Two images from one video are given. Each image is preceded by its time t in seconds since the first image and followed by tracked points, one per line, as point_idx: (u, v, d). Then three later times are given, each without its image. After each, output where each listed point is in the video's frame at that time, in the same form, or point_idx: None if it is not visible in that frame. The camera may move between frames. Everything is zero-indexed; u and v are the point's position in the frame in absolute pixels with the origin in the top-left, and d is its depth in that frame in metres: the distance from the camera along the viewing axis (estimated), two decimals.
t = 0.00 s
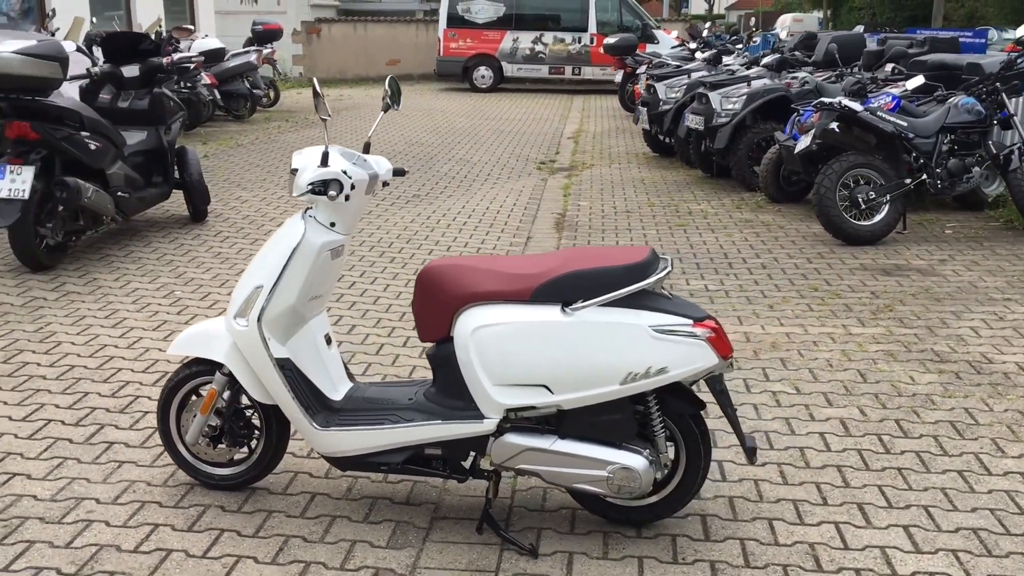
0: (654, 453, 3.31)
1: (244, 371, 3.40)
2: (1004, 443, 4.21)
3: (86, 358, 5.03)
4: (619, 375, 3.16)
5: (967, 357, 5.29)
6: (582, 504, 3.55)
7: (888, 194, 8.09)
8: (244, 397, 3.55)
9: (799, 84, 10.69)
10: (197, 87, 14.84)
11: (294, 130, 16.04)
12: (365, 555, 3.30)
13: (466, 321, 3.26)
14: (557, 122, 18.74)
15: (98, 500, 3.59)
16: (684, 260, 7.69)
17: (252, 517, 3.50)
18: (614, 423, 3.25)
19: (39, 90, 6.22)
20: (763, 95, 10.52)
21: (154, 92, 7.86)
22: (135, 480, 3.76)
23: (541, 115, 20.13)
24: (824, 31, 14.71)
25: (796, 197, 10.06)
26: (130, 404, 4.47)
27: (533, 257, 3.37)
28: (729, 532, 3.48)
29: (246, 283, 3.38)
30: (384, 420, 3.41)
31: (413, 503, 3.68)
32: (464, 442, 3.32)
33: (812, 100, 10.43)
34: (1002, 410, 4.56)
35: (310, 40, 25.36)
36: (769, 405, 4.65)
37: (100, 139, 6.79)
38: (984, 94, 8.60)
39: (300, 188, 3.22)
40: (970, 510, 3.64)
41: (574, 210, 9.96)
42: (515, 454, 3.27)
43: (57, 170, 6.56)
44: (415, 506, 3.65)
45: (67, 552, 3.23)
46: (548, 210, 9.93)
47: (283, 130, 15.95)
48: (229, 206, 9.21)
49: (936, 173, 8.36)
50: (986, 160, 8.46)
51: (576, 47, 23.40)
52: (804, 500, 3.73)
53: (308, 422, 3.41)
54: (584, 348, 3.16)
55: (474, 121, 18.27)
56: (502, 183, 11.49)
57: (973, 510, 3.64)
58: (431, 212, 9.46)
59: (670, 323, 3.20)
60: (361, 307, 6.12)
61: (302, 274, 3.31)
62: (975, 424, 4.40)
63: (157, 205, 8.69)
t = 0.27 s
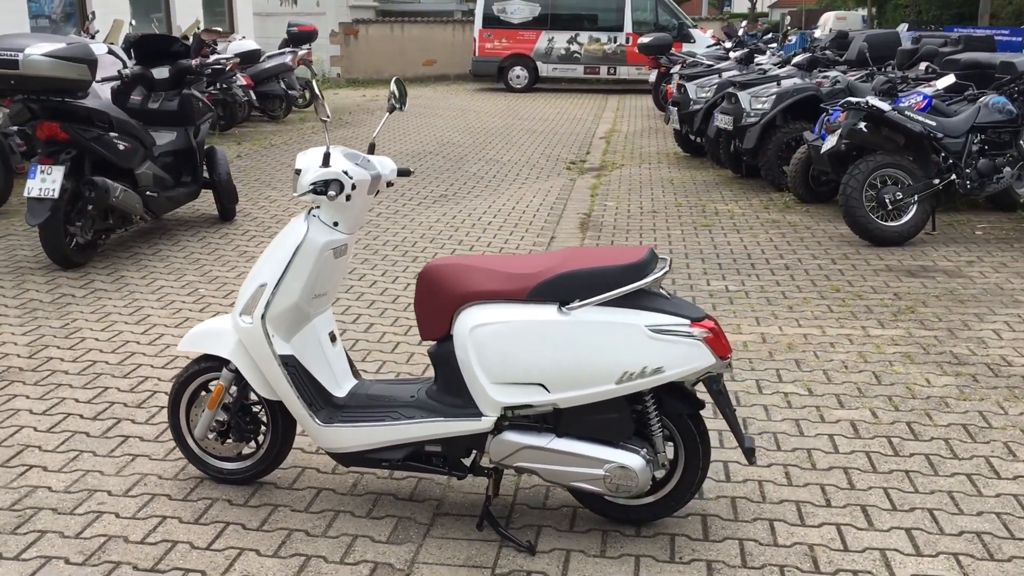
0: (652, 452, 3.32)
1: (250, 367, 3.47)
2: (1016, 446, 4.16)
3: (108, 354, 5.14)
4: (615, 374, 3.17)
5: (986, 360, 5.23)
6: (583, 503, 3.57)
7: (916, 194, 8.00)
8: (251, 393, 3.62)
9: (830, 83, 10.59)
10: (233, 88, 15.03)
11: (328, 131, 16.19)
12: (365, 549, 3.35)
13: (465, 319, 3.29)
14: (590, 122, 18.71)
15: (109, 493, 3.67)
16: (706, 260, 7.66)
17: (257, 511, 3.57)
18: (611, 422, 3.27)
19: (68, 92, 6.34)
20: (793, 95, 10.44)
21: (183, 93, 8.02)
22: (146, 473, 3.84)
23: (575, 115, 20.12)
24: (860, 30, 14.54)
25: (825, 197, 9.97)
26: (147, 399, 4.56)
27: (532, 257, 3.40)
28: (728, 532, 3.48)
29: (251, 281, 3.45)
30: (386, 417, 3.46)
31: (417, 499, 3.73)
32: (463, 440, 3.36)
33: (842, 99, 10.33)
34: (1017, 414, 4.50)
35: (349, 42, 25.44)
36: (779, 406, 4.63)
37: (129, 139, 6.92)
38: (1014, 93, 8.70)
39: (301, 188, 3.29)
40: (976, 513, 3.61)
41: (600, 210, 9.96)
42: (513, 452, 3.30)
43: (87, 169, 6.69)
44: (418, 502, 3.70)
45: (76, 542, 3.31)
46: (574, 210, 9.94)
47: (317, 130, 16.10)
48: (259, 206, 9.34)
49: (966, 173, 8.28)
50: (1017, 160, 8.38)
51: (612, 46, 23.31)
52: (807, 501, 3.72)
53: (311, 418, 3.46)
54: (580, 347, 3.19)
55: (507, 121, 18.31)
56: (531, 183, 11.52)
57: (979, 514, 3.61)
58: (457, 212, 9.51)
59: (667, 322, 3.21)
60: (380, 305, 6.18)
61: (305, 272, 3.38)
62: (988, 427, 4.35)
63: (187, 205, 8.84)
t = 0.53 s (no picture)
0: (644, 451, 3.31)
1: (246, 364, 3.50)
2: (1019, 448, 4.11)
3: (116, 350, 5.20)
4: (607, 373, 3.17)
5: (995, 360, 5.17)
6: (577, 501, 3.57)
7: (931, 193, 7.93)
8: (249, 390, 3.66)
9: (848, 80, 10.50)
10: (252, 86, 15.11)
11: (348, 128, 16.26)
12: (359, 546, 3.37)
13: (458, 318, 3.30)
14: (610, 120, 18.66)
15: (109, 488, 3.72)
16: (717, 259, 7.64)
17: (254, 507, 3.60)
18: (603, 421, 3.26)
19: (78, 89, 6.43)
20: (810, 92, 10.37)
21: (197, 92, 8.03)
22: (147, 469, 3.89)
23: (596, 112, 20.06)
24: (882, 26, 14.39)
25: (842, 195, 9.90)
26: (152, 395, 4.62)
27: (526, 256, 3.41)
28: (723, 532, 3.47)
29: (247, 279, 3.47)
30: (380, 414, 3.47)
31: (413, 497, 3.74)
32: (456, 438, 3.38)
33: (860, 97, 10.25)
34: None
35: (371, 39, 25.38)
36: (782, 406, 4.61)
37: (143, 137, 6.98)
38: None
39: (295, 187, 3.31)
40: (974, 515, 3.58)
41: (614, 208, 9.95)
42: (506, 451, 3.31)
43: (100, 168, 6.80)
44: (414, 499, 3.71)
45: (74, 537, 3.36)
46: (588, 208, 9.93)
47: (336, 128, 16.16)
48: (274, 203, 9.40)
49: (982, 171, 8.19)
50: None
51: (634, 44, 23.15)
52: (804, 501, 3.70)
53: (306, 415, 3.49)
54: (571, 346, 3.19)
55: (527, 118, 18.30)
56: (546, 181, 11.51)
57: (977, 516, 3.57)
58: (471, 209, 9.52)
59: (659, 321, 3.21)
60: (388, 303, 6.20)
61: (299, 270, 3.40)
62: (992, 428, 4.31)
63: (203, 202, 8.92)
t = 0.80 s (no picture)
0: (631, 450, 3.28)
1: (233, 359, 3.49)
2: (1016, 451, 4.07)
3: (112, 344, 5.21)
4: (592, 371, 3.15)
5: (996, 362, 5.11)
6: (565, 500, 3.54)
7: (936, 193, 7.86)
8: (236, 385, 3.65)
9: (857, 80, 10.44)
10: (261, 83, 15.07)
11: (356, 126, 16.26)
12: (343, 543, 3.36)
13: (444, 314, 3.28)
14: (620, 119, 18.60)
15: (97, 482, 3.73)
16: (719, 258, 7.60)
17: (241, 503, 3.59)
18: (589, 419, 3.24)
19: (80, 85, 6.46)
20: (818, 92, 10.32)
21: (201, 88, 8.05)
22: (136, 463, 3.89)
23: (606, 111, 20.00)
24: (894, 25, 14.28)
25: (849, 195, 9.83)
26: (145, 389, 4.62)
27: (513, 252, 3.39)
28: (711, 532, 3.44)
29: (234, 274, 3.46)
30: (366, 411, 3.46)
31: (401, 494, 3.72)
32: (442, 435, 3.36)
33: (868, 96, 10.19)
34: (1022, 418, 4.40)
35: (383, 37, 25.26)
36: (778, 406, 4.57)
37: (145, 133, 6.97)
38: None
39: (282, 181, 3.30)
40: (967, 518, 3.54)
41: (619, 206, 9.91)
42: (492, 449, 3.28)
43: (102, 163, 6.82)
44: (402, 496, 3.69)
45: (59, 530, 3.36)
46: (593, 206, 9.90)
47: (345, 125, 16.16)
48: (278, 199, 9.40)
49: (988, 172, 8.12)
50: None
51: (645, 43, 23.03)
52: (794, 502, 3.67)
53: (293, 411, 3.47)
54: (557, 343, 3.16)
55: (536, 117, 18.25)
56: (552, 179, 11.48)
57: (969, 518, 3.53)
58: (475, 207, 9.50)
59: (646, 319, 3.18)
60: (387, 299, 6.19)
61: (286, 265, 3.39)
62: (989, 431, 4.26)
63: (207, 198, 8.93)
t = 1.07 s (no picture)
0: (616, 449, 3.24)
1: (217, 352, 3.48)
2: (1012, 457, 4.00)
3: (108, 336, 5.20)
4: (576, 368, 3.12)
5: (998, 367, 5.04)
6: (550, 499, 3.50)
7: (945, 196, 7.78)
8: (223, 378, 3.63)
9: (870, 81, 10.34)
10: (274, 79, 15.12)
11: (369, 123, 16.26)
12: (325, 538, 3.34)
13: (428, 309, 3.26)
14: (634, 119, 18.53)
15: (83, 473, 3.72)
16: (724, 259, 7.54)
17: (225, 497, 3.58)
18: (573, 417, 3.20)
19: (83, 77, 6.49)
20: (830, 93, 10.23)
21: (208, 83, 8.05)
22: (123, 455, 3.88)
23: (621, 111, 19.93)
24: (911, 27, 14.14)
25: (859, 198, 9.74)
26: (138, 381, 4.61)
27: (500, 247, 3.35)
28: (696, 534, 3.40)
29: (220, 265, 3.45)
30: (350, 406, 3.43)
31: (386, 489, 3.69)
32: (425, 431, 3.33)
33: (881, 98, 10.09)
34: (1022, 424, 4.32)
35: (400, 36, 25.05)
36: (773, 408, 4.52)
37: (149, 126, 6.98)
38: None
39: (267, 174, 3.27)
40: (959, 524, 3.48)
41: (627, 206, 9.86)
42: (475, 446, 3.25)
43: (106, 155, 6.82)
44: (387, 493, 3.66)
45: (40, 520, 3.36)
46: (600, 206, 9.85)
47: (358, 121, 16.16)
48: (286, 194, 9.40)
49: (1000, 176, 7.99)
50: None
51: (662, 43, 22.92)
52: (784, 505, 3.61)
53: (277, 405, 3.45)
54: (541, 339, 3.13)
55: (550, 116, 18.20)
56: (561, 178, 11.43)
57: (961, 525, 3.47)
58: (482, 205, 9.46)
59: (631, 316, 3.13)
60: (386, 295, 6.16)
61: (271, 257, 3.36)
62: (987, 436, 4.20)
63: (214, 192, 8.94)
